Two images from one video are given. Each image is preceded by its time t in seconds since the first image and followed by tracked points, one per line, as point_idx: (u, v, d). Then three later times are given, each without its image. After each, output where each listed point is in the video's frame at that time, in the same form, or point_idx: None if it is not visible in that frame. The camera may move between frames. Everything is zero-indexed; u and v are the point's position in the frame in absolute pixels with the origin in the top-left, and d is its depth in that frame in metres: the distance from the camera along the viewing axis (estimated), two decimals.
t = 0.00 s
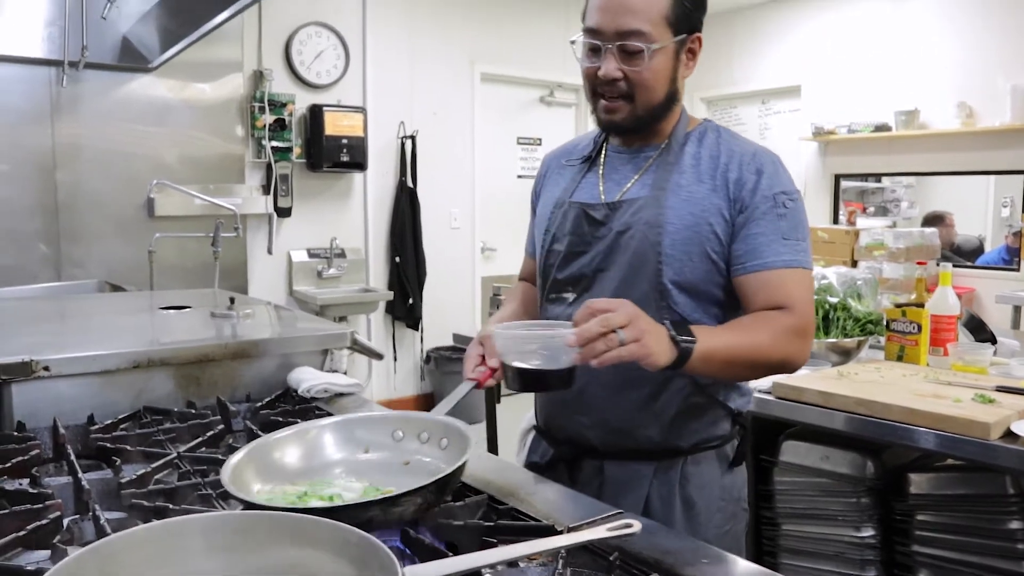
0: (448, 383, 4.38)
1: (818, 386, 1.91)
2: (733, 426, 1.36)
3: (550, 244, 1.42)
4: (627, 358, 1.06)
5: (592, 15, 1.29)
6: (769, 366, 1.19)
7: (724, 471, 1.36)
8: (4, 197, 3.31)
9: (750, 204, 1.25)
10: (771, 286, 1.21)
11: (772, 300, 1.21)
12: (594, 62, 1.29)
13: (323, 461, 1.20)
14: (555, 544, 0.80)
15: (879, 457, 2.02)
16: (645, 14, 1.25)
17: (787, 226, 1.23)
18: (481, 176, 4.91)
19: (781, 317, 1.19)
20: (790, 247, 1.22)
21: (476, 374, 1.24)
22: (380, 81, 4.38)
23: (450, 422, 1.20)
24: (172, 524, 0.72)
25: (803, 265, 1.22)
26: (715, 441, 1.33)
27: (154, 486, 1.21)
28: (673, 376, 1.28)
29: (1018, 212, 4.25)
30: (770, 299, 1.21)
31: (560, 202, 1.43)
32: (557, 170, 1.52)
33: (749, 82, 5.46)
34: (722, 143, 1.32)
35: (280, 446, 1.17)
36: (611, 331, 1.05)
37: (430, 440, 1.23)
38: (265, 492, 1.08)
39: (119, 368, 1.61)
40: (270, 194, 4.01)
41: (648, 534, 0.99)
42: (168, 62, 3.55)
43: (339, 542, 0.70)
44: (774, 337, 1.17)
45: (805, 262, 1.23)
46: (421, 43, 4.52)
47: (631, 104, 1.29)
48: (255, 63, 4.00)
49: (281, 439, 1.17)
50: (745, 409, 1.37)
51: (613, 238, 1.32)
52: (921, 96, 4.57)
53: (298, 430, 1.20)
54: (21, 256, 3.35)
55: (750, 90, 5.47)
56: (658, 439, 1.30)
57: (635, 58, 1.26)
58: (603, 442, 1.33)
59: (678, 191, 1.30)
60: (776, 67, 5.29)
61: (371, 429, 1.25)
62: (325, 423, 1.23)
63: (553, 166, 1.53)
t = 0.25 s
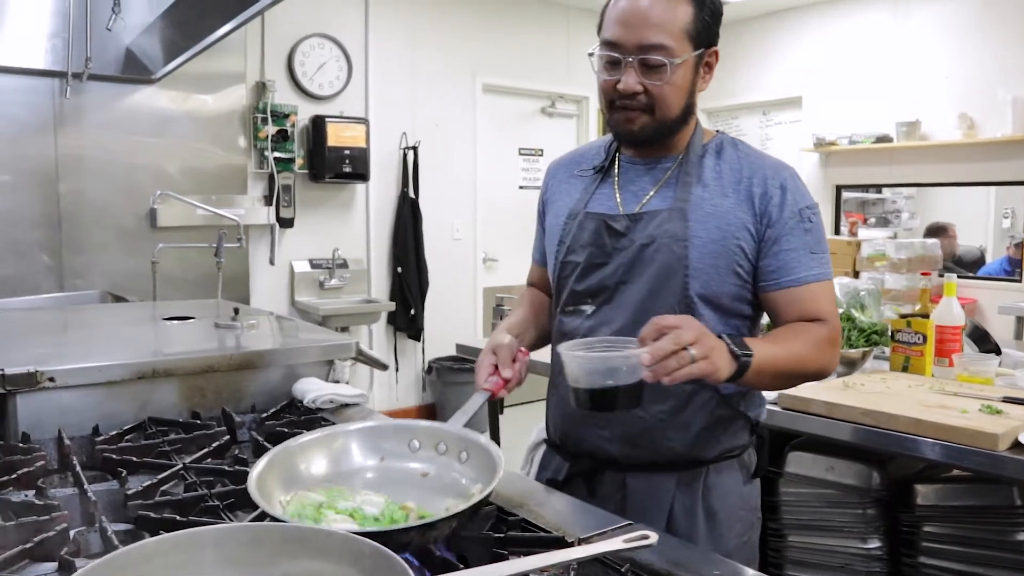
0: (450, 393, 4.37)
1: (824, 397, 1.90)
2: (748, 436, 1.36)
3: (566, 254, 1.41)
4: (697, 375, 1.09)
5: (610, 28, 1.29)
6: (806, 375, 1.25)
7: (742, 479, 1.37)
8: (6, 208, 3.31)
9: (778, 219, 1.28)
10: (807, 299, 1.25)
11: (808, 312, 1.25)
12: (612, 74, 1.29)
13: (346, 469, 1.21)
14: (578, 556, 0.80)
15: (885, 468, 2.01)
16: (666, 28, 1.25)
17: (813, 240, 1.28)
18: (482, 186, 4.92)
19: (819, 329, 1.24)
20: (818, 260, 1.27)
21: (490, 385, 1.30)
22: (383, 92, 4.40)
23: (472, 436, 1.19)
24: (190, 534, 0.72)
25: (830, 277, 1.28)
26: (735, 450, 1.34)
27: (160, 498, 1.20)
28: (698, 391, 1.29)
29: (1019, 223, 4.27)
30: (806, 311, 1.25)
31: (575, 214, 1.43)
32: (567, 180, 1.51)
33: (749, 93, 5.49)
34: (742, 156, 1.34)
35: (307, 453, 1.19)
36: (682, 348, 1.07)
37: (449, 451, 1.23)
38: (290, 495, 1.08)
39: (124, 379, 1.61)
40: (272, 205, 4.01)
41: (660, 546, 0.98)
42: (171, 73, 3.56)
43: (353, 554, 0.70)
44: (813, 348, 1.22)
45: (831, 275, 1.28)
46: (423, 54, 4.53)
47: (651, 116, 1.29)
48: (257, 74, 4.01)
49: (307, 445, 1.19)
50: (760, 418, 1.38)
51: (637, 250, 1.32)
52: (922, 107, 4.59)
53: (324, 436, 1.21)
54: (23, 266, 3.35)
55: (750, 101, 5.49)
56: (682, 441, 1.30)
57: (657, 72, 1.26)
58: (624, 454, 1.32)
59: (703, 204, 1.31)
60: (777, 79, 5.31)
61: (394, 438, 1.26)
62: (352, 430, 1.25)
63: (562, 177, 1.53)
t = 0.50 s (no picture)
0: (452, 399, 4.37)
1: (829, 403, 1.90)
2: (757, 440, 1.37)
3: (571, 263, 1.40)
4: (748, 386, 1.09)
5: (616, 39, 1.28)
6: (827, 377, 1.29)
7: (750, 483, 1.38)
8: (8, 214, 3.31)
9: (788, 225, 1.29)
10: (824, 302, 1.29)
11: (825, 316, 1.29)
12: (620, 85, 1.29)
13: (391, 472, 1.20)
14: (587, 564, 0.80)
15: (889, 475, 2.03)
16: (673, 39, 1.25)
17: (824, 244, 1.31)
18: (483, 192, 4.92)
19: (837, 333, 1.28)
20: (829, 263, 1.30)
21: (501, 392, 1.30)
22: (384, 99, 4.40)
23: (508, 438, 1.19)
24: (201, 542, 0.72)
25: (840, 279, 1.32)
26: (744, 455, 1.34)
27: (164, 505, 1.20)
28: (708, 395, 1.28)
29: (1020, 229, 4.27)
30: (822, 314, 1.29)
31: (579, 223, 1.42)
32: (567, 190, 1.50)
33: (750, 99, 5.50)
34: (747, 162, 1.35)
35: (350, 457, 1.17)
36: (734, 361, 1.08)
37: (479, 455, 1.22)
38: (338, 503, 1.07)
39: (127, 386, 1.60)
40: (274, 212, 4.01)
41: (667, 555, 0.98)
42: (173, 79, 3.56)
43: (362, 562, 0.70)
44: (833, 350, 1.26)
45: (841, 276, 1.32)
46: (424, 60, 4.53)
47: (660, 127, 1.30)
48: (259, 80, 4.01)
49: (347, 448, 1.17)
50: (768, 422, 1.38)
51: (645, 259, 1.31)
52: (923, 113, 4.59)
53: (363, 441, 1.18)
54: (25, 272, 3.35)
55: (751, 107, 5.50)
56: (688, 443, 1.29)
57: (666, 83, 1.26)
58: (637, 463, 1.32)
59: (712, 212, 1.31)
60: (778, 84, 5.32)
61: (425, 442, 1.23)
62: (388, 436, 1.22)
63: (560, 187, 1.52)
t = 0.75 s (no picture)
0: (452, 406, 4.36)
1: (832, 409, 1.89)
2: (755, 442, 1.37)
3: (572, 267, 1.39)
4: (762, 389, 1.10)
5: (615, 50, 1.28)
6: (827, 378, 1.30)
7: (750, 484, 1.38)
8: (10, 221, 3.31)
9: (787, 228, 1.30)
10: (821, 305, 1.30)
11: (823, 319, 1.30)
12: (620, 96, 1.29)
13: (337, 482, 1.20)
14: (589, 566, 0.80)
15: (893, 481, 2.00)
16: (672, 49, 1.25)
17: (821, 246, 1.32)
18: (485, 199, 4.93)
19: (836, 335, 1.30)
20: (826, 265, 1.31)
21: (487, 414, 1.29)
22: (386, 105, 4.41)
23: (463, 458, 1.16)
24: (203, 544, 0.71)
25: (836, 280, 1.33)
26: (743, 457, 1.35)
27: (167, 510, 1.20)
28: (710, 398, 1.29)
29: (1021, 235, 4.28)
30: (820, 316, 1.30)
31: (580, 228, 1.41)
32: (566, 196, 1.50)
33: (751, 106, 5.51)
34: (745, 167, 1.36)
35: (297, 463, 1.18)
36: (749, 363, 1.09)
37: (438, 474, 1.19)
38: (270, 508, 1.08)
39: (129, 391, 1.60)
40: (275, 218, 4.01)
41: (672, 558, 0.98)
42: (176, 86, 3.57)
43: (368, 565, 0.71)
44: (832, 351, 1.28)
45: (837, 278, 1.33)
46: (425, 67, 4.55)
47: (661, 135, 1.30)
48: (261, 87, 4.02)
49: (297, 454, 1.18)
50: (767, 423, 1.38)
51: (649, 263, 1.31)
52: (923, 120, 4.60)
53: (313, 448, 1.20)
54: (26, 279, 3.36)
55: (752, 114, 5.51)
56: (689, 446, 1.29)
57: (667, 93, 1.26)
58: (639, 465, 1.31)
59: (713, 216, 1.32)
60: (778, 92, 5.34)
61: (385, 455, 1.23)
62: (341, 444, 1.23)
63: (558, 193, 1.51)
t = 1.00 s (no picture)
0: (453, 408, 4.36)
1: (833, 409, 1.90)
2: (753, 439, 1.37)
3: (567, 266, 1.39)
4: (747, 386, 1.11)
5: (604, 47, 1.30)
6: (820, 374, 1.30)
7: (748, 481, 1.38)
8: (12, 223, 3.32)
9: (778, 224, 1.31)
10: (812, 301, 1.30)
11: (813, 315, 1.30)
12: (609, 90, 1.30)
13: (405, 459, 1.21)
14: (590, 564, 0.80)
15: (894, 482, 2.00)
16: (659, 44, 1.27)
17: (812, 244, 1.33)
18: (486, 202, 4.94)
19: (827, 330, 1.30)
20: (818, 263, 1.32)
21: (499, 394, 1.30)
22: (387, 107, 4.42)
23: (508, 433, 1.18)
24: (207, 541, 0.71)
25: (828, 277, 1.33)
26: (742, 453, 1.35)
27: (172, 509, 1.20)
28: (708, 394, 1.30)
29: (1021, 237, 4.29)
30: (810, 312, 1.30)
31: (575, 227, 1.41)
32: (560, 195, 1.50)
33: (752, 108, 5.52)
34: (737, 166, 1.37)
35: (365, 440, 1.21)
36: (733, 361, 1.09)
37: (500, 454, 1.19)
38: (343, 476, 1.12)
39: (133, 391, 1.61)
40: (276, 220, 4.01)
41: (675, 556, 0.98)
42: (177, 89, 3.58)
43: (375, 562, 0.70)
44: (824, 347, 1.28)
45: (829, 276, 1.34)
46: (427, 70, 4.56)
47: (648, 128, 1.31)
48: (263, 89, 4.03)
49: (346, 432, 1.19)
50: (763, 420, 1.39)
51: (643, 261, 1.31)
52: (923, 122, 4.61)
53: (358, 426, 1.20)
54: (28, 281, 3.36)
55: (752, 116, 5.52)
56: (688, 441, 1.29)
57: (652, 86, 1.27)
58: (641, 462, 1.32)
59: (706, 214, 1.33)
60: (779, 94, 5.34)
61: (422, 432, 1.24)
62: (381, 423, 1.23)
63: (552, 193, 1.51)
